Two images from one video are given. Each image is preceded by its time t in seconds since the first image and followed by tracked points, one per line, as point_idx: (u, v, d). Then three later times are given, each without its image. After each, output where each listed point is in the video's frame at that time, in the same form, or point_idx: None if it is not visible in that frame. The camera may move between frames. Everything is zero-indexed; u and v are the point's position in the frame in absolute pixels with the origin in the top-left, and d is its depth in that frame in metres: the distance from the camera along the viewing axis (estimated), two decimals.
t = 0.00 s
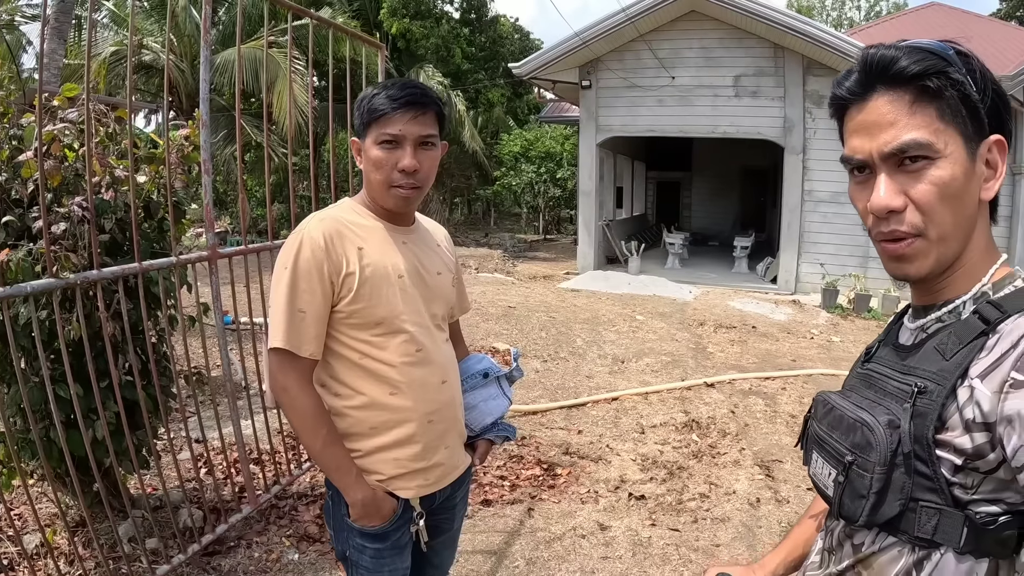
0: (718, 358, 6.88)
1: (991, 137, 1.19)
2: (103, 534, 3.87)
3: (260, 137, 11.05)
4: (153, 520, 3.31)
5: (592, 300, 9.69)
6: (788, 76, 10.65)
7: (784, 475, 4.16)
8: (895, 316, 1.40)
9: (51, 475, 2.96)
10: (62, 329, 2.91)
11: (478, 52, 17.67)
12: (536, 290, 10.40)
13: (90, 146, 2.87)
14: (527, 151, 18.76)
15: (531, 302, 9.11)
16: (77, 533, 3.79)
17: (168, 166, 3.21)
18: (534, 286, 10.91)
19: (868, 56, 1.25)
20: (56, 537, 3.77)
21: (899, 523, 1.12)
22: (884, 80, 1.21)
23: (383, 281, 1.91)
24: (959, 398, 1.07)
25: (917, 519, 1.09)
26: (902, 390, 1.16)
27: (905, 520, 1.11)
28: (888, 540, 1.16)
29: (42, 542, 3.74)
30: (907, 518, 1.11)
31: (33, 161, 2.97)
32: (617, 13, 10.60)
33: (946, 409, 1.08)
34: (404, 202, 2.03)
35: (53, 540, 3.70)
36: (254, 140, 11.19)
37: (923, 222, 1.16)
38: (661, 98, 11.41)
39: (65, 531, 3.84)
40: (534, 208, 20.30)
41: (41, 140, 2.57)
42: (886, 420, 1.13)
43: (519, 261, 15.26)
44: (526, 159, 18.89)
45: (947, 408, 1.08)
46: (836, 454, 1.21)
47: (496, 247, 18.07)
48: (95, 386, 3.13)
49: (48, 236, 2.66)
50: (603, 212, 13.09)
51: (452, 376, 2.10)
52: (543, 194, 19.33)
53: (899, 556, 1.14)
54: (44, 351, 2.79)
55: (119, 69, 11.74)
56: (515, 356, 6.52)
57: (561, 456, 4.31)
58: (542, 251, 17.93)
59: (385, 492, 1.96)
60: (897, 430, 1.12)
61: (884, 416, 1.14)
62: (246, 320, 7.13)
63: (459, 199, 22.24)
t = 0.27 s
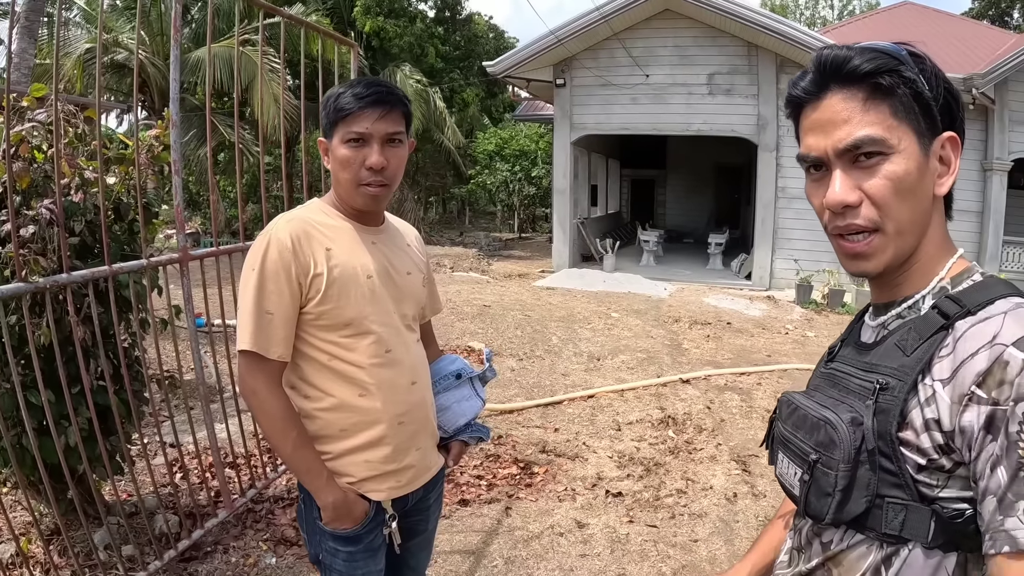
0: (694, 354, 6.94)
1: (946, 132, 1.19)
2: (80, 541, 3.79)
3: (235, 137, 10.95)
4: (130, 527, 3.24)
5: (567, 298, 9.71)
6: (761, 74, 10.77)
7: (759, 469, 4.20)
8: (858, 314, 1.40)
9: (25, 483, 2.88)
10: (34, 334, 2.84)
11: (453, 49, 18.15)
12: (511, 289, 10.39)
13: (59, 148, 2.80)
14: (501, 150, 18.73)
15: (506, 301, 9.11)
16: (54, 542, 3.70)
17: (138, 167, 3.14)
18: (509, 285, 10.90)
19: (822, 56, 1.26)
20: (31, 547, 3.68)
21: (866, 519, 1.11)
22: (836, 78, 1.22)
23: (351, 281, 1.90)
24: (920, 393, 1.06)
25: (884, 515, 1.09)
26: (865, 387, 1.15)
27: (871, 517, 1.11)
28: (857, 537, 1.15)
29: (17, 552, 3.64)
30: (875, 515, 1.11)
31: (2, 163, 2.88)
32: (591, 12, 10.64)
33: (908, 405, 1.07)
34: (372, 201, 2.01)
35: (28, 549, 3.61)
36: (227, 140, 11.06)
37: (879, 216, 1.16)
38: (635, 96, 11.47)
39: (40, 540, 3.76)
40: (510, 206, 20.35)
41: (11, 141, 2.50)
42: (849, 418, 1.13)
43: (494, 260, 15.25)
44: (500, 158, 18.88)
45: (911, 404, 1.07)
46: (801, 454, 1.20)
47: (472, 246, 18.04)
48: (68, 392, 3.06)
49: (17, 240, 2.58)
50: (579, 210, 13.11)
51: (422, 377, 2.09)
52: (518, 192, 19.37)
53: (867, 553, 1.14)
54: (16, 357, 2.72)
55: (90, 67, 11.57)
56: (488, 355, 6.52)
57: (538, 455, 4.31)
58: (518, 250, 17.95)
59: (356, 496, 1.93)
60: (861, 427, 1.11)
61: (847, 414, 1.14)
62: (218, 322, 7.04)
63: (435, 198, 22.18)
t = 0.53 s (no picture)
0: (667, 351, 6.98)
1: (918, 129, 1.17)
2: (53, 551, 3.69)
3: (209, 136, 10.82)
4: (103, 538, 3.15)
5: (540, 296, 9.71)
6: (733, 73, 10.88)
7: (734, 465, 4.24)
8: (826, 313, 1.38)
9: None
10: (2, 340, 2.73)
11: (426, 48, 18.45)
12: (485, 288, 10.36)
13: (23, 148, 2.68)
14: (474, 149, 18.68)
15: (480, 300, 9.08)
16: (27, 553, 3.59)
17: (106, 169, 3.03)
18: (483, 284, 10.86)
19: (793, 50, 1.23)
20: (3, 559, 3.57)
21: (840, 524, 1.10)
22: (808, 70, 1.19)
23: (317, 284, 1.87)
24: (893, 400, 1.05)
25: (859, 520, 1.08)
26: (835, 391, 1.14)
27: (845, 522, 1.10)
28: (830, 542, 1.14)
29: None
30: (849, 520, 1.09)
31: None
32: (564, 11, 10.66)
33: (882, 411, 1.06)
34: (339, 199, 1.98)
35: None
36: (197, 138, 10.91)
37: (849, 213, 1.14)
38: (608, 95, 11.50)
39: (12, 551, 3.65)
40: (483, 205, 20.33)
41: None
42: (821, 424, 1.11)
43: (467, 259, 15.20)
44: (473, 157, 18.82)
45: (884, 409, 1.06)
46: (771, 459, 1.18)
47: (445, 245, 17.99)
48: (35, 399, 2.94)
49: None
50: (552, 208, 13.10)
51: (391, 379, 2.06)
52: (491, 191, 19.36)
53: (840, 557, 1.13)
54: None
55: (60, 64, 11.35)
56: (460, 354, 6.49)
57: (513, 454, 4.30)
58: (490, 249, 17.93)
59: (325, 499, 1.90)
60: (834, 433, 1.10)
61: (819, 420, 1.12)
62: (185, 325, 6.94)
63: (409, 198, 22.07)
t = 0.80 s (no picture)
0: (642, 348, 7.02)
1: (895, 132, 1.15)
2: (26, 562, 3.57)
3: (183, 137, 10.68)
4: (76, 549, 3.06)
5: (515, 295, 9.70)
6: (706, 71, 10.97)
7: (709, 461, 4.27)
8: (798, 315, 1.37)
9: None
10: None
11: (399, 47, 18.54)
12: (459, 287, 10.32)
13: None
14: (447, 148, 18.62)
15: (453, 300, 9.05)
16: None
17: (72, 171, 2.88)
18: (457, 284, 10.83)
19: (767, 49, 1.20)
20: None
21: (812, 530, 1.08)
22: (786, 70, 1.15)
23: (286, 290, 1.84)
24: (867, 407, 1.03)
25: (830, 526, 1.06)
26: (808, 396, 1.12)
27: (817, 527, 1.08)
28: (802, 547, 1.12)
29: None
30: (820, 525, 1.08)
31: None
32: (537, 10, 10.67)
33: (855, 417, 1.04)
34: (310, 202, 1.95)
35: None
36: (166, 138, 10.79)
37: (822, 219, 1.11)
38: (581, 93, 11.53)
39: None
40: (456, 204, 20.29)
41: None
42: (793, 430, 1.09)
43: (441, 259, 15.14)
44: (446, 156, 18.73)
45: (857, 416, 1.04)
46: (743, 465, 1.16)
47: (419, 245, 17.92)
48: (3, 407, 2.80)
49: None
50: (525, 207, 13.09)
51: (363, 385, 2.03)
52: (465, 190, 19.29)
53: (810, 561, 1.10)
54: None
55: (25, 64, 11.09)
56: (433, 355, 6.46)
57: (488, 454, 4.29)
58: (464, 247, 17.92)
59: (295, 501, 1.88)
60: (806, 439, 1.08)
61: (791, 426, 1.10)
62: (153, 328, 6.84)
63: (383, 198, 21.97)
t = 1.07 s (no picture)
0: (629, 347, 7.03)
1: (889, 134, 1.13)
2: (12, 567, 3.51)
3: (166, 138, 10.59)
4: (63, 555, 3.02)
5: (501, 295, 9.69)
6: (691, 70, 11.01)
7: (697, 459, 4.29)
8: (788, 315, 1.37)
9: None
10: None
11: (385, 47, 18.55)
12: (446, 287, 10.30)
13: None
14: (434, 147, 18.56)
15: (440, 300, 9.03)
16: None
17: (55, 173, 2.82)
18: (444, 283, 10.81)
19: (760, 46, 1.19)
20: None
21: (797, 532, 1.06)
22: (779, 66, 1.14)
23: (269, 291, 1.83)
24: (852, 412, 1.02)
25: (813, 530, 1.04)
26: (793, 399, 1.11)
27: (801, 530, 1.06)
28: (787, 549, 1.10)
29: None
30: (804, 528, 1.06)
31: None
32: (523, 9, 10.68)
33: (840, 422, 1.03)
34: (293, 203, 1.94)
35: None
36: (150, 139, 10.71)
37: (813, 218, 1.11)
38: (566, 93, 11.54)
39: None
40: (443, 205, 20.26)
41: None
42: (778, 434, 1.07)
43: (427, 259, 15.10)
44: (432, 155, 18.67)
45: (842, 420, 1.03)
46: (728, 467, 1.15)
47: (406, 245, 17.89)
48: None
49: None
50: (511, 206, 13.07)
51: (347, 387, 2.02)
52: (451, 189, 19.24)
53: (795, 563, 1.09)
54: None
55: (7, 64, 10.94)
56: (419, 355, 6.45)
57: (475, 454, 4.29)
58: (450, 247, 17.91)
59: (281, 507, 1.86)
60: (791, 443, 1.06)
61: (776, 429, 1.08)
62: (137, 330, 6.79)
63: (370, 198, 21.91)
